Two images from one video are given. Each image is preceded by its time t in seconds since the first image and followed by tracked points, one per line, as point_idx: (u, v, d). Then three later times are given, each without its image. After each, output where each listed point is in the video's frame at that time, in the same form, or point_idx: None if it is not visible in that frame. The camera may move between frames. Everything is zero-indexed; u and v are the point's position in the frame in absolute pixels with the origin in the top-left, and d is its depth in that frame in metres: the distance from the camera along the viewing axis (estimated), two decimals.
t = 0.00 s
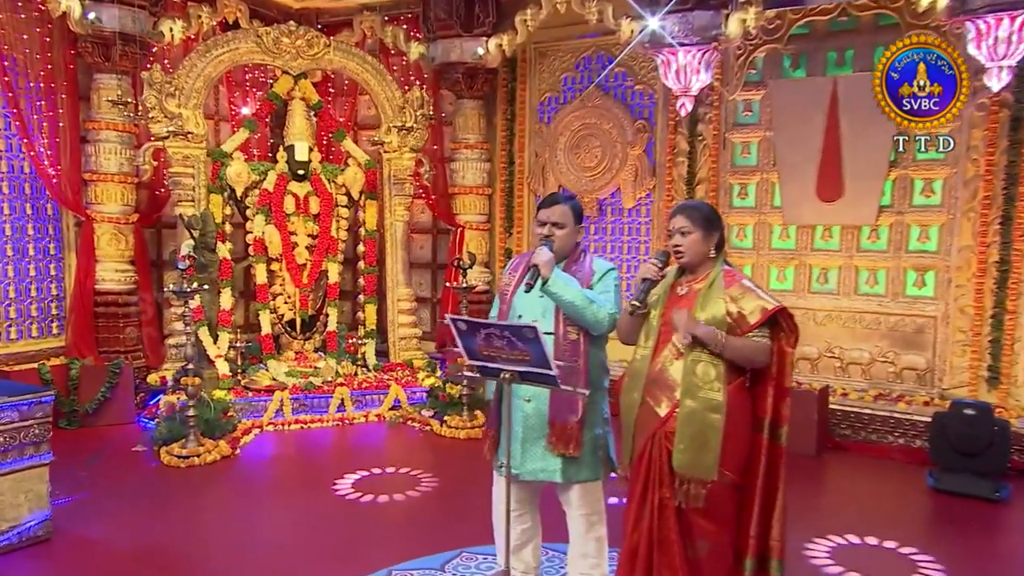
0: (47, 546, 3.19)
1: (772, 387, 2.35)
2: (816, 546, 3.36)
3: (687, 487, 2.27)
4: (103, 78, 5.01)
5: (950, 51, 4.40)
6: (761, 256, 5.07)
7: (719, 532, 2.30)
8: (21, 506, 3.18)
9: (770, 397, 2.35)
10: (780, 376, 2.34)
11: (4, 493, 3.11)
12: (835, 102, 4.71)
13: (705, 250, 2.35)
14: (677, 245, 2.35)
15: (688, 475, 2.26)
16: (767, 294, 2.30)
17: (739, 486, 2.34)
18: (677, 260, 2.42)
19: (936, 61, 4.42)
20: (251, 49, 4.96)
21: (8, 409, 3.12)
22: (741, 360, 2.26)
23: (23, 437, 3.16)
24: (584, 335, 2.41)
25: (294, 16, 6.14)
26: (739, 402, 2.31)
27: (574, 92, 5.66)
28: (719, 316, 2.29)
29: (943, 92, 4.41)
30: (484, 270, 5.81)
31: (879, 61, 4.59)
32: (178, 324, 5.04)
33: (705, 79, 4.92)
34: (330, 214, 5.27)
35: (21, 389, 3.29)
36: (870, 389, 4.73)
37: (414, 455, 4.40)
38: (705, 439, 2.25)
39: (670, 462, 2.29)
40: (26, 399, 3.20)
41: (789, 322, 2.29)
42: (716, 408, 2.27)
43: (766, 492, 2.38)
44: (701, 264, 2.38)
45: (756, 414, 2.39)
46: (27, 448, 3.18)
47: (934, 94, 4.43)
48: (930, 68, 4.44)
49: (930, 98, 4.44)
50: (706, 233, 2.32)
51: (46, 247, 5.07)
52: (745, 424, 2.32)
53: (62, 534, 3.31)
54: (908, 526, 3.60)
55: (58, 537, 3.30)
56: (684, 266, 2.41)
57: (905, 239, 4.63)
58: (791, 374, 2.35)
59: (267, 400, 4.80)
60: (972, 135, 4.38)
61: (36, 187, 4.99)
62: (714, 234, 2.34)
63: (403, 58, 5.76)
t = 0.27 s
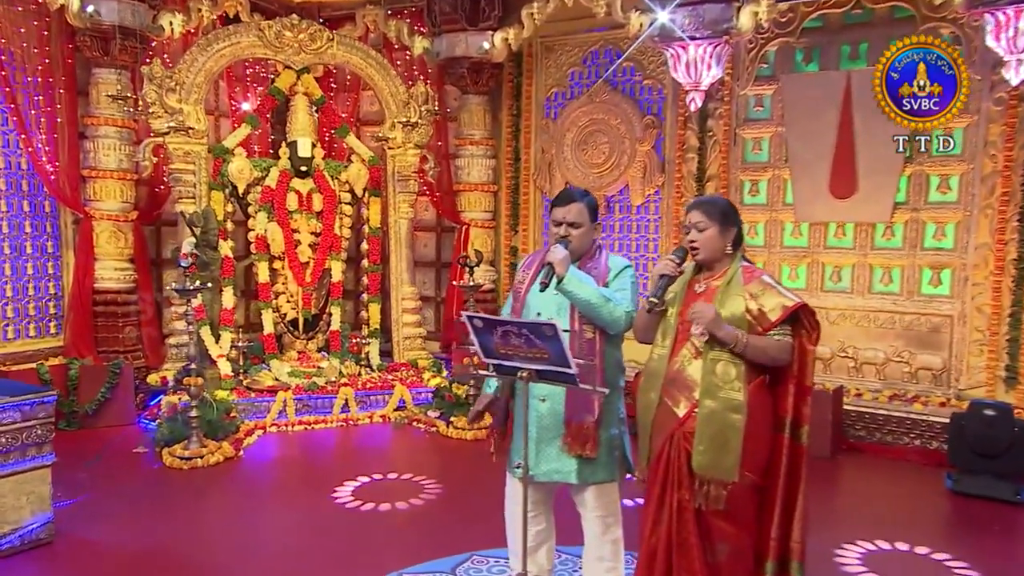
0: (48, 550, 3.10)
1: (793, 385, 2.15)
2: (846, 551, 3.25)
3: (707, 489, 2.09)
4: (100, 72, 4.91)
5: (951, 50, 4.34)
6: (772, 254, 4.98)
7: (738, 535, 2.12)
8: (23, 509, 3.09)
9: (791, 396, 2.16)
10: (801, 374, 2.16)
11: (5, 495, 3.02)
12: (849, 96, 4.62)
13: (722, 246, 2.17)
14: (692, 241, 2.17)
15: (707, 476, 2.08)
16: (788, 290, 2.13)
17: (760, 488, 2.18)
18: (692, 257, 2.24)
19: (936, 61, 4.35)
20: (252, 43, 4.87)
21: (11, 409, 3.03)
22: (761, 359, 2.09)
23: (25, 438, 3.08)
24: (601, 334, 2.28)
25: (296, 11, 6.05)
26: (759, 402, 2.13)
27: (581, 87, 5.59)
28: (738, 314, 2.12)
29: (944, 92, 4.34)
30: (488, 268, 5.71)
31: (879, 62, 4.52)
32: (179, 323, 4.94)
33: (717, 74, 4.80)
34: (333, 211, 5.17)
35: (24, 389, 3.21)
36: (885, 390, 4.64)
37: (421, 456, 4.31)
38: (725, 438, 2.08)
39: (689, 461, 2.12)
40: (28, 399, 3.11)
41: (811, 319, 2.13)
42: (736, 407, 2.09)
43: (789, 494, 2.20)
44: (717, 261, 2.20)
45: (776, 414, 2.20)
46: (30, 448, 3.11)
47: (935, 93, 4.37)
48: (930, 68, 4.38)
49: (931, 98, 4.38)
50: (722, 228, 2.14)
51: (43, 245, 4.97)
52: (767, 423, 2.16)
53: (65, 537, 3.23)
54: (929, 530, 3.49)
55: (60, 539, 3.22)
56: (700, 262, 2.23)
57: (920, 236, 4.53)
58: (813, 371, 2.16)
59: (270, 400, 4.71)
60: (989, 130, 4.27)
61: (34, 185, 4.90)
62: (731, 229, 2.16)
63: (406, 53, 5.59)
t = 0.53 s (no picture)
0: (48, 553, 3.04)
1: (807, 386, 2.08)
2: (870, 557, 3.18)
3: (718, 491, 2.02)
4: (98, 69, 4.85)
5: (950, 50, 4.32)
6: (778, 253, 4.94)
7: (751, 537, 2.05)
8: (24, 511, 3.03)
9: (804, 398, 2.09)
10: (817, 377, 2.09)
11: (6, 497, 2.96)
12: (857, 93, 4.57)
13: (735, 246, 2.10)
14: (704, 239, 2.10)
15: (719, 478, 2.01)
16: (802, 290, 2.06)
17: (773, 490, 2.10)
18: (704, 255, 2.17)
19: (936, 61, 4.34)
20: (252, 39, 4.81)
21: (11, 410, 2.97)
22: (774, 358, 2.01)
23: (25, 439, 3.01)
24: (612, 332, 2.18)
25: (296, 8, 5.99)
26: (772, 402, 2.05)
27: (585, 84, 5.56)
28: (752, 313, 2.05)
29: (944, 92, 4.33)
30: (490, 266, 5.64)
31: (879, 61, 4.51)
32: (178, 322, 4.87)
33: (722, 71, 4.75)
34: (335, 210, 5.11)
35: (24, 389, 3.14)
36: (892, 390, 4.60)
37: (425, 457, 4.25)
38: (738, 439, 2.00)
39: (701, 463, 2.04)
40: (29, 400, 3.04)
41: (825, 318, 2.07)
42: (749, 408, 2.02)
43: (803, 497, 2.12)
44: (729, 260, 2.13)
45: (790, 415, 2.12)
46: (30, 450, 3.04)
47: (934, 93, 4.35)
48: (930, 68, 4.36)
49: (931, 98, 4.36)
50: (736, 228, 2.07)
51: (39, 244, 4.90)
52: (779, 423, 2.07)
53: (67, 540, 3.17)
54: (941, 531, 3.44)
55: (61, 542, 3.16)
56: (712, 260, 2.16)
57: (928, 234, 4.49)
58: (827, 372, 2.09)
59: (272, 400, 4.64)
60: (998, 128, 4.23)
61: (30, 184, 4.83)
62: (746, 229, 2.09)
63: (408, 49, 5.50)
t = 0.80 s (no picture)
0: (50, 558, 2.99)
1: (822, 388, 2.03)
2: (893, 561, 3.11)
3: (734, 494, 1.97)
4: (97, 67, 4.80)
5: (950, 50, 4.30)
6: (784, 253, 4.89)
7: (768, 540, 2.00)
8: (26, 514, 2.98)
9: (819, 399, 2.04)
10: (832, 378, 2.04)
11: (8, 500, 2.91)
12: (863, 91, 4.53)
13: (750, 244, 2.04)
14: (719, 239, 2.04)
15: (735, 481, 1.96)
16: (819, 291, 2.00)
17: (788, 492, 2.05)
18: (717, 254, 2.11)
19: (936, 61, 4.33)
20: (252, 36, 4.76)
21: (12, 412, 2.90)
22: (788, 360, 1.96)
23: (27, 442, 2.96)
24: (624, 333, 2.12)
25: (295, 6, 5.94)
26: (788, 404, 2.00)
27: (588, 83, 5.52)
28: (767, 314, 1.99)
29: (943, 92, 4.32)
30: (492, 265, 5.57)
31: (879, 60, 4.49)
32: (178, 323, 4.82)
33: (727, 69, 4.72)
34: (336, 209, 5.07)
35: (26, 390, 3.07)
36: (899, 391, 4.56)
37: (429, 458, 4.21)
38: (754, 441, 1.95)
39: (716, 466, 1.99)
40: (32, 401, 2.98)
41: (840, 320, 2.01)
42: (766, 409, 1.97)
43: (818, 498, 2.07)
44: (744, 260, 2.07)
45: (804, 416, 2.08)
46: (32, 452, 2.98)
47: (934, 93, 4.34)
48: (930, 67, 4.35)
49: (930, 98, 4.35)
50: (751, 226, 2.01)
51: (36, 244, 4.84)
52: (794, 425, 2.01)
53: (68, 544, 3.12)
54: (953, 532, 3.40)
55: (64, 546, 3.11)
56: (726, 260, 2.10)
57: (936, 233, 4.44)
58: (842, 375, 2.04)
59: (273, 402, 4.58)
60: (1006, 126, 4.19)
61: (27, 183, 4.77)
62: (761, 226, 2.03)
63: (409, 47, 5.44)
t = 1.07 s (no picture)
0: (53, 561, 2.99)
1: (832, 389, 2.03)
2: (919, 563, 3.09)
3: (746, 496, 1.96)
4: (96, 67, 4.78)
5: (950, 50, 4.31)
6: (785, 254, 4.90)
7: (779, 543, 1.99)
8: (29, 517, 2.98)
9: (829, 400, 2.03)
10: (843, 378, 2.03)
11: (12, 503, 2.92)
12: (864, 92, 4.53)
13: (760, 243, 2.04)
14: (728, 238, 2.04)
15: (746, 484, 1.95)
16: (829, 292, 2.00)
17: (799, 494, 2.05)
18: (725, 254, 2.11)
19: (936, 61, 4.34)
20: (252, 36, 4.74)
21: (16, 414, 2.93)
22: (798, 360, 1.95)
23: (31, 444, 2.97)
24: (632, 335, 2.12)
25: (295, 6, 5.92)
26: (798, 405, 1.99)
27: (588, 83, 5.52)
28: (777, 315, 1.98)
29: (943, 92, 4.33)
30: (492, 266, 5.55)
31: (880, 60, 4.50)
32: (178, 324, 4.80)
33: (728, 69, 4.72)
34: (337, 209, 5.05)
35: (29, 393, 3.10)
36: (900, 391, 4.56)
37: (432, 459, 4.19)
38: (765, 443, 1.95)
39: (727, 468, 1.98)
40: (34, 404, 3.01)
41: (851, 321, 2.00)
42: (776, 411, 1.96)
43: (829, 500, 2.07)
44: (753, 260, 2.07)
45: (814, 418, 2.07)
46: (36, 455, 2.99)
47: (935, 93, 4.35)
48: (930, 67, 4.36)
49: (930, 98, 4.36)
50: (761, 226, 2.01)
51: (35, 245, 4.82)
52: (804, 427, 2.01)
53: (73, 547, 3.11)
54: (955, 532, 3.40)
55: (66, 549, 3.10)
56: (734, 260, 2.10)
57: (937, 233, 4.44)
58: (852, 376, 2.03)
59: (274, 403, 4.56)
60: (1007, 127, 4.19)
61: (25, 184, 4.75)
62: (770, 226, 2.03)
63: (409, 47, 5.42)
